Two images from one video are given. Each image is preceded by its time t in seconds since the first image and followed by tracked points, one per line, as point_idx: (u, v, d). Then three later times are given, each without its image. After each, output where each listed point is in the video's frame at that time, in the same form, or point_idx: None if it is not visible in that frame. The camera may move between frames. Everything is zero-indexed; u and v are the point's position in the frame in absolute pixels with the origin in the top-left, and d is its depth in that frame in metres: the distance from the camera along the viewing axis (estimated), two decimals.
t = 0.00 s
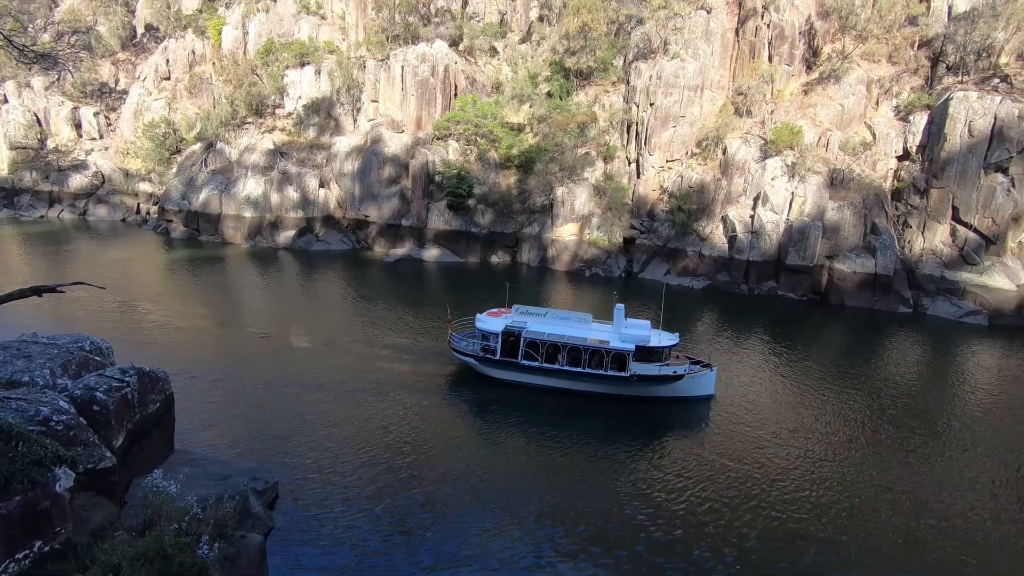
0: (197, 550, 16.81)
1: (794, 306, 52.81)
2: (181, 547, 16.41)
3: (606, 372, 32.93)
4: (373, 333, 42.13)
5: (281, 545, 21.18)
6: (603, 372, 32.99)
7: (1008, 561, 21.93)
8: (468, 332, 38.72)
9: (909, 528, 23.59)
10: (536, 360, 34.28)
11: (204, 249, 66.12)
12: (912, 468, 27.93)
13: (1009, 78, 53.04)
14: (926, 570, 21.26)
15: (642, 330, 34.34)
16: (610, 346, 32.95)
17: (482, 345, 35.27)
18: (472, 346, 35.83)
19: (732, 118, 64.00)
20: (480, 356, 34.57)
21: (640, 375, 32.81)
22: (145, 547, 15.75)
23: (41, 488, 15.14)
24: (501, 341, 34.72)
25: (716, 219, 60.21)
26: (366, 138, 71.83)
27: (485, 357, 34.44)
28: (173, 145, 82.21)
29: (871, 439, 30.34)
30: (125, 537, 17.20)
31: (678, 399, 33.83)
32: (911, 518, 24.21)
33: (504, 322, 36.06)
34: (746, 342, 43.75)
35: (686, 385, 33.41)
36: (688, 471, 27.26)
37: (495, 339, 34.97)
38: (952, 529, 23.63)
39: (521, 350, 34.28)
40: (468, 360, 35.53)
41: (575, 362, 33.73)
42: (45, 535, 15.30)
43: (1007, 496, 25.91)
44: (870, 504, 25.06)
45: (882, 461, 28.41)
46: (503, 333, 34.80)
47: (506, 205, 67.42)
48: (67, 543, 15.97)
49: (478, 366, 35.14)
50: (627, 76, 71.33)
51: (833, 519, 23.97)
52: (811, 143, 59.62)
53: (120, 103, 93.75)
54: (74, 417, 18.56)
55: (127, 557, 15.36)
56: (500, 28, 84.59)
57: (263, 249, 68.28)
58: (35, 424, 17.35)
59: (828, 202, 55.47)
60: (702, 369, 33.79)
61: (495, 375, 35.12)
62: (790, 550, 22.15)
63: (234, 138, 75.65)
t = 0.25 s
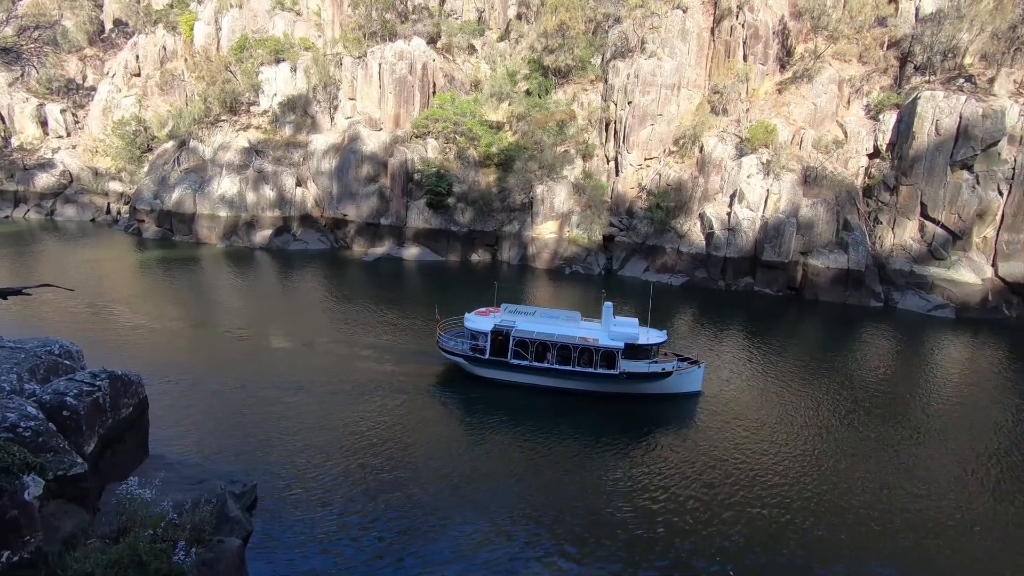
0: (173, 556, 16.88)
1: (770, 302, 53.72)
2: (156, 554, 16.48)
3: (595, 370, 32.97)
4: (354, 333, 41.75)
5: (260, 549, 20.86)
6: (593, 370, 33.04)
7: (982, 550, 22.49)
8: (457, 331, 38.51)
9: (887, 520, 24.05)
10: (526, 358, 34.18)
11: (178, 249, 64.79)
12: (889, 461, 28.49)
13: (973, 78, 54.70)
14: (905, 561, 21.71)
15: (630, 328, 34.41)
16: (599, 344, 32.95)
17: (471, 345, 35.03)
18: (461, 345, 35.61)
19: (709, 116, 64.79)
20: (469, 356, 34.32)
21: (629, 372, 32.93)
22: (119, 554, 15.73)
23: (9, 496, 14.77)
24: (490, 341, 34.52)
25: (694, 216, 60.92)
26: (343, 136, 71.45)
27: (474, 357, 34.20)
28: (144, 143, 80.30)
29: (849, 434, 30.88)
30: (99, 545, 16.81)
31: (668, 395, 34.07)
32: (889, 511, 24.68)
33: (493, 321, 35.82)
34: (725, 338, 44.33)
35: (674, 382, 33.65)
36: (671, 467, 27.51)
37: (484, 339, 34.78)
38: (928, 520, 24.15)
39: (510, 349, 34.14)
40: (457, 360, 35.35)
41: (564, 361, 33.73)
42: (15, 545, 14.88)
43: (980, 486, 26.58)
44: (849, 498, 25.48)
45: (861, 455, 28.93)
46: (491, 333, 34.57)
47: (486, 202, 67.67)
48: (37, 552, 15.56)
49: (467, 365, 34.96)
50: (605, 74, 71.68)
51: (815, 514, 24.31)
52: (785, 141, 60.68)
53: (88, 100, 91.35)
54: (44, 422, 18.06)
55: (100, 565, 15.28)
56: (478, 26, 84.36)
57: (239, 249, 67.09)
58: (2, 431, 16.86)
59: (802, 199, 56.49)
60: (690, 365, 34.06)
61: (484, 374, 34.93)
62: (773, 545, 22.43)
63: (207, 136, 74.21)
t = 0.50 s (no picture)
0: (149, 562, 16.80)
1: (747, 298, 54.52)
2: (133, 560, 16.40)
3: (585, 368, 32.98)
4: (335, 334, 41.39)
5: (240, 553, 20.65)
6: (583, 368, 33.04)
7: (955, 537, 23.07)
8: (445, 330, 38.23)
9: (864, 511, 24.55)
10: (517, 357, 34.01)
11: (152, 250, 63.51)
12: (867, 453, 29.04)
13: (941, 78, 56.18)
14: (881, 550, 22.16)
15: (619, 325, 34.52)
16: (589, 342, 32.81)
17: (460, 344, 34.74)
18: (451, 345, 35.36)
19: (687, 114, 65.42)
20: (459, 356, 34.07)
21: (619, 370, 33.02)
22: (93, 562, 15.65)
23: None
24: (480, 340, 34.22)
25: (673, 213, 61.54)
26: (321, 135, 70.85)
27: (465, 356, 33.96)
28: (116, 141, 78.49)
29: (827, 427, 31.45)
30: (72, 553, 16.51)
31: (657, 391, 34.37)
32: (867, 502, 25.19)
33: (483, 321, 35.59)
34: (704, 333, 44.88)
35: (663, 378, 33.94)
36: (655, 463, 27.77)
37: (474, 339, 34.50)
38: (904, 510, 24.67)
39: (500, 348, 33.95)
40: (447, 360, 35.10)
41: (554, 359, 33.68)
42: None
43: (954, 475, 27.21)
44: (829, 491, 25.90)
45: (839, 447, 29.48)
46: (481, 332, 34.22)
47: (467, 201, 67.36)
48: (8, 561, 15.22)
49: (458, 365, 34.76)
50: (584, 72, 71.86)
51: (795, 506, 24.70)
52: (761, 139, 61.56)
53: (57, 97, 88.97)
54: (14, 428, 17.55)
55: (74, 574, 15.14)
56: (457, 24, 83.94)
57: (216, 249, 65.93)
58: None
59: (779, 196, 57.25)
60: (678, 362, 34.36)
61: (475, 373, 34.81)
62: (753, 537, 22.76)
63: (181, 134, 72.77)
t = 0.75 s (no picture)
0: (127, 569, 16.41)
1: (726, 293, 55.24)
2: (109, 567, 16.03)
3: (576, 366, 33.07)
4: (317, 334, 41.02)
5: (220, 557, 20.37)
6: (574, 366, 33.13)
7: (933, 527, 23.54)
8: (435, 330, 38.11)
9: (846, 503, 24.94)
10: (508, 356, 34.01)
11: (126, 250, 62.15)
12: (847, 446, 29.52)
13: (912, 76, 57.41)
14: (862, 543, 22.53)
15: (610, 323, 34.71)
16: (580, 340, 32.92)
17: (451, 344, 34.73)
18: (442, 344, 35.24)
19: (666, 112, 65.94)
20: (450, 355, 33.99)
21: (610, 367, 33.21)
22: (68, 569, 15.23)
23: None
24: (471, 339, 34.17)
25: (653, 210, 62.12)
26: (299, 132, 70.03)
27: (456, 355, 33.86)
28: (86, 140, 76.61)
29: (807, 421, 31.91)
30: (46, 561, 16.14)
31: (647, 388, 34.62)
32: (848, 494, 25.60)
33: (473, 320, 35.49)
34: (685, 329, 45.34)
35: (653, 375, 34.21)
36: (640, 459, 27.92)
37: (465, 338, 34.45)
38: (884, 502, 25.12)
39: (491, 347, 33.91)
40: (437, 360, 34.99)
41: (545, 357, 33.72)
42: None
43: (928, 465, 27.87)
44: (810, 485, 26.25)
45: (820, 441, 29.93)
46: (472, 331, 34.13)
47: (448, 199, 67.35)
48: None
49: (449, 365, 34.63)
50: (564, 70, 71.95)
51: (778, 500, 24.98)
52: (738, 137, 62.47)
53: (24, 94, 86.48)
54: None
55: None
56: (437, 21, 83.46)
57: (191, 249, 64.70)
58: None
59: (756, 192, 58.15)
60: (667, 359, 34.72)
61: (466, 372, 34.71)
62: (736, 531, 23.04)
63: (154, 132, 71.27)
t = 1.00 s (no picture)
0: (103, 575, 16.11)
1: (706, 289, 55.89)
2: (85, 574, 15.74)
3: (568, 364, 33.00)
4: (300, 334, 40.65)
5: (201, 562, 20.10)
6: (567, 364, 33.03)
7: (914, 515, 23.96)
8: (425, 329, 37.78)
9: (828, 493, 25.24)
10: (500, 355, 33.79)
11: (100, 251, 60.79)
12: (828, 438, 29.93)
13: (885, 75, 58.51)
14: (846, 531, 22.82)
15: (601, 320, 34.71)
16: (573, 338, 32.83)
17: (443, 344, 34.60)
18: (433, 343, 35.04)
19: (646, 110, 66.40)
20: (442, 355, 33.81)
21: (602, 364, 33.21)
22: None
23: None
24: (463, 338, 33.90)
25: (635, 207, 62.54)
26: (279, 129, 68.86)
27: (448, 355, 33.66)
28: (57, 138, 74.68)
29: (789, 414, 32.30)
30: (19, 570, 15.77)
31: (639, 385, 34.76)
32: (830, 485, 25.92)
33: (465, 318, 35.27)
34: (666, 326, 45.61)
35: (644, 372, 34.35)
36: (626, 454, 27.99)
37: (457, 338, 34.19)
38: (866, 492, 25.49)
39: (484, 346, 33.69)
40: (429, 359, 34.74)
41: (537, 355, 33.55)
42: None
43: (904, 455, 28.42)
44: (791, 476, 26.54)
45: (802, 434, 30.31)
46: (464, 331, 33.83)
47: (429, 197, 67.00)
48: None
49: (440, 364, 34.43)
50: (545, 68, 71.97)
51: (760, 492, 25.20)
52: (717, 134, 63.20)
53: None
54: None
55: None
56: (416, 18, 82.88)
57: (168, 249, 63.50)
58: None
59: (736, 188, 58.71)
60: (658, 356, 34.90)
61: (458, 372, 34.48)
62: (720, 523, 23.16)
63: (128, 130, 69.93)
